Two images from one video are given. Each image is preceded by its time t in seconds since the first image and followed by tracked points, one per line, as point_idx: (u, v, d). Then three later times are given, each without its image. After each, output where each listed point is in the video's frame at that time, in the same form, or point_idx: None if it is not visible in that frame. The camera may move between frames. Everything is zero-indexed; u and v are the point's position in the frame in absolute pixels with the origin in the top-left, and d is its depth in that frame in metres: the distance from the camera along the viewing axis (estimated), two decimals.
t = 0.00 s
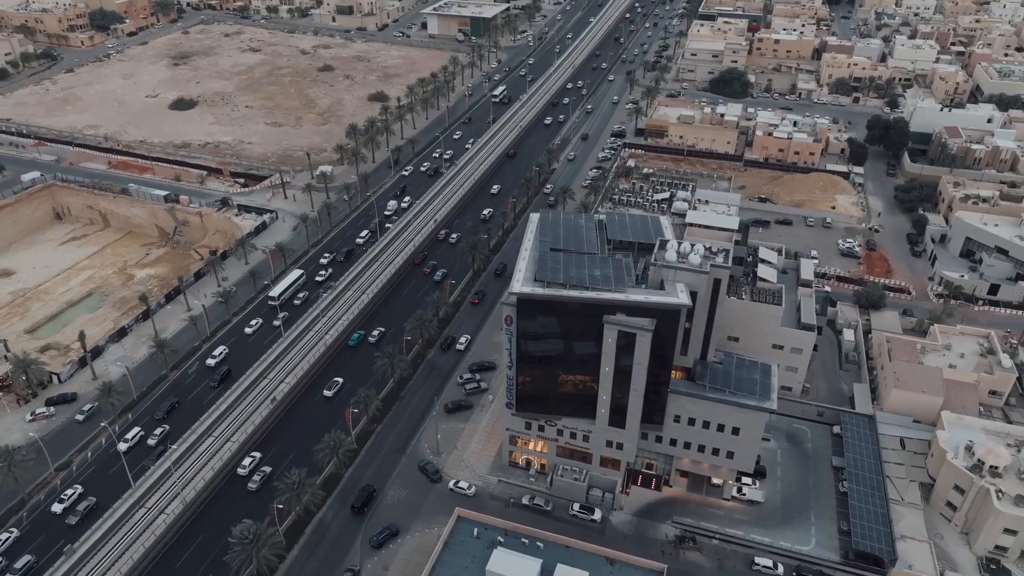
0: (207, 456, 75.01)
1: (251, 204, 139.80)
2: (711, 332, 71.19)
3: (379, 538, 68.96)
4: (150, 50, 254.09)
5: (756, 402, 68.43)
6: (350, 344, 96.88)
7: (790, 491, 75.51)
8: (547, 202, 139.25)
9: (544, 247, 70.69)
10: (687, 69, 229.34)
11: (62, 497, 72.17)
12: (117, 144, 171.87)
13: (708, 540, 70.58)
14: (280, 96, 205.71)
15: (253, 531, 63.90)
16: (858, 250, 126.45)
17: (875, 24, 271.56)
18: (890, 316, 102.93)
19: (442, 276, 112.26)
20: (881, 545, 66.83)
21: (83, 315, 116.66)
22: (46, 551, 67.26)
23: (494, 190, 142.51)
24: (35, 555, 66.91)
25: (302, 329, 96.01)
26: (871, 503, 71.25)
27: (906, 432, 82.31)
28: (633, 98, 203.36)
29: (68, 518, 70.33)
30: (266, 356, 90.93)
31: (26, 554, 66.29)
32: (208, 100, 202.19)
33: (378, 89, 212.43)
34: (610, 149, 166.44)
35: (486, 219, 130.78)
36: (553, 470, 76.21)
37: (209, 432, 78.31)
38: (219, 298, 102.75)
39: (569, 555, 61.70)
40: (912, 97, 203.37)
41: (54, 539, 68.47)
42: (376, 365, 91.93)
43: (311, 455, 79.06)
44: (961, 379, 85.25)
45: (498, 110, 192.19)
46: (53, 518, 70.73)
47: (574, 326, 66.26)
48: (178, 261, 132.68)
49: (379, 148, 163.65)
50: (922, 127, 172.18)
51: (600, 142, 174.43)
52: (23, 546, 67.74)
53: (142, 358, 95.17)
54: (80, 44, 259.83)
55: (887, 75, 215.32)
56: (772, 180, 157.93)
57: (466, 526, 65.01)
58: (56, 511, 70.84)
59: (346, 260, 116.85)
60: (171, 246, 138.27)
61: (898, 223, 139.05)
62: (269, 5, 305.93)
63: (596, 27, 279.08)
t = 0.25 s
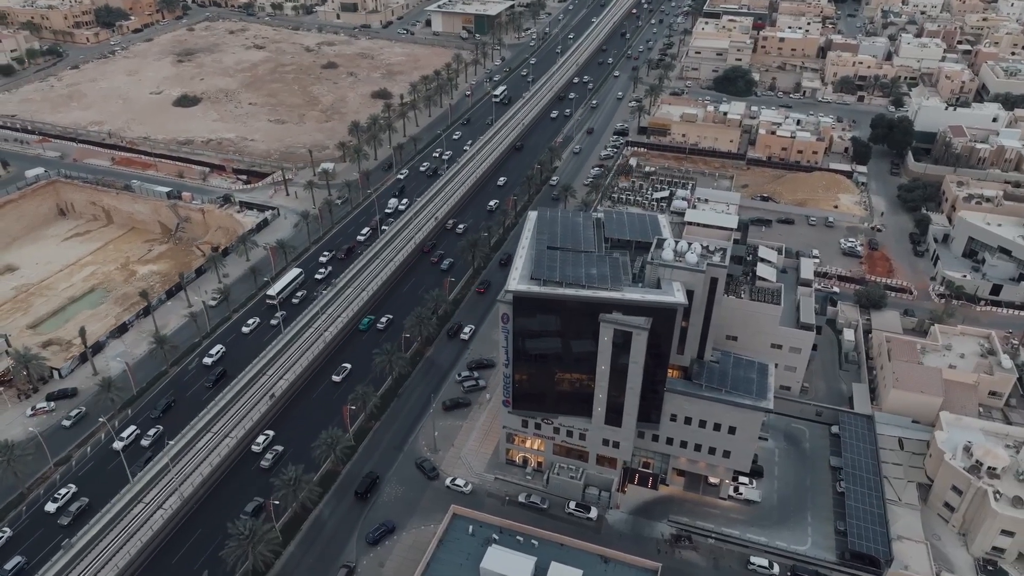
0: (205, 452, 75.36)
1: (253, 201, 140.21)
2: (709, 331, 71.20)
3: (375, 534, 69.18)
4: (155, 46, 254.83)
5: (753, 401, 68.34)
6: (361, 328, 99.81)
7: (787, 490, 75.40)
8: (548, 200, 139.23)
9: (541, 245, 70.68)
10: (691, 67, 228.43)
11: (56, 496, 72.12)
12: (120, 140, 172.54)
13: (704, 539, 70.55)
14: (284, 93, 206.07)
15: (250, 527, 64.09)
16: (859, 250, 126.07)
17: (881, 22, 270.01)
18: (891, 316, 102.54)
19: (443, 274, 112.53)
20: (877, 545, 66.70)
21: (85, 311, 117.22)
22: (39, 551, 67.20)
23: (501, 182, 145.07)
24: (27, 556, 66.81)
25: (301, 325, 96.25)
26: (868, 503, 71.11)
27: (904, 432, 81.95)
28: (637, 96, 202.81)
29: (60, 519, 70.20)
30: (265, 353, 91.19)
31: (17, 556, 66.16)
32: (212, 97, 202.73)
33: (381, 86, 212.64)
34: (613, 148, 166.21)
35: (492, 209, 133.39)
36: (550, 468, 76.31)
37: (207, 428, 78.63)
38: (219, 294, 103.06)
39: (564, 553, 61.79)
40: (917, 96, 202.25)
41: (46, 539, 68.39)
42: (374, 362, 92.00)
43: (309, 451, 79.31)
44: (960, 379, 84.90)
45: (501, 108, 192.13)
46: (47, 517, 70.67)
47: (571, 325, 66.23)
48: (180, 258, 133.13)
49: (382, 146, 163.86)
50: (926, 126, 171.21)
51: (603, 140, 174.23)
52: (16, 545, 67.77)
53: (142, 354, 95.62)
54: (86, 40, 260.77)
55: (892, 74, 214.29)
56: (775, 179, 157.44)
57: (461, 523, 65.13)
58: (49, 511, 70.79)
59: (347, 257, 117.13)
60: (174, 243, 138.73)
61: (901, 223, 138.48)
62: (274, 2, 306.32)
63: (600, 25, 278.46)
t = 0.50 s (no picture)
0: (203, 447, 75.71)
1: (255, 197, 140.57)
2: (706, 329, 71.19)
3: (372, 530, 69.40)
4: (160, 43, 255.40)
5: (749, 400, 68.21)
6: (371, 312, 102.66)
7: (784, 489, 75.27)
8: (549, 197, 139.29)
9: (538, 243, 70.65)
10: (695, 65, 227.54)
11: (50, 495, 72.06)
12: (124, 136, 173.13)
13: (700, 538, 70.52)
14: (287, 90, 206.34)
15: (247, 522, 64.35)
16: (861, 249, 125.64)
17: (887, 20, 268.39)
18: (892, 315, 102.13)
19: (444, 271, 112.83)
20: (873, 545, 66.58)
21: (88, 306, 117.84)
22: (32, 550, 67.24)
23: (508, 173, 147.23)
24: (19, 556, 66.70)
25: (301, 322, 96.53)
26: (864, 502, 70.97)
27: (903, 432, 81.62)
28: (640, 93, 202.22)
29: (53, 519, 70.09)
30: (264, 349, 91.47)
31: (9, 556, 66.08)
32: (215, 93, 203.15)
33: (385, 83, 212.72)
34: (615, 145, 165.96)
35: (500, 199, 135.88)
36: (547, 465, 76.37)
37: (206, 424, 79.03)
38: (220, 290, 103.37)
39: (559, 551, 61.84)
40: (922, 94, 201.01)
41: (39, 539, 68.35)
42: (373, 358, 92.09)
43: (307, 447, 79.54)
44: (960, 379, 84.52)
45: (504, 105, 191.93)
46: (40, 516, 70.66)
47: (567, 322, 66.22)
48: (183, 253, 133.55)
49: (384, 143, 163.99)
50: (931, 124, 170.07)
51: (605, 138, 173.96)
52: (10, 543, 67.83)
53: (143, 349, 96.08)
54: (91, 36, 261.46)
55: (898, 72, 213.15)
56: (778, 178, 156.88)
57: (456, 520, 65.20)
58: (42, 510, 70.77)
59: (348, 253, 117.39)
60: (176, 238, 139.19)
61: (904, 222, 137.84)
62: None
63: (604, 22, 277.50)
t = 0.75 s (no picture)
0: (202, 442, 76.14)
1: (257, 193, 140.95)
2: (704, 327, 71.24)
3: (368, 526, 69.61)
4: (165, 38, 256.00)
5: (746, 399, 68.08)
6: (381, 297, 105.57)
7: (781, 488, 75.15)
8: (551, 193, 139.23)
9: (535, 240, 70.65)
10: (700, 62, 226.47)
11: (43, 493, 72.05)
12: (128, 131, 173.75)
13: (696, 536, 70.51)
14: (291, 86, 206.58)
15: (243, 517, 64.55)
16: (864, 247, 125.12)
17: (894, 17, 266.63)
18: (893, 315, 101.70)
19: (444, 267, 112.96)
20: (869, 545, 66.48)
21: (90, 300, 118.47)
22: (27, 547, 67.39)
23: (514, 165, 150.51)
24: (11, 555, 66.67)
25: (302, 317, 96.86)
26: (861, 502, 70.83)
27: (902, 431, 81.38)
28: (644, 90, 201.65)
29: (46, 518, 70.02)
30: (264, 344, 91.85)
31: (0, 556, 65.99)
32: (219, 89, 203.56)
33: (389, 79, 212.75)
34: (618, 142, 165.60)
35: (506, 190, 138.71)
36: (544, 462, 76.41)
37: (206, 418, 79.48)
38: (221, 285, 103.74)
39: (554, 548, 61.92)
40: (928, 92, 199.67)
41: (33, 537, 68.39)
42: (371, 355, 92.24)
43: (305, 442, 79.85)
44: (960, 379, 84.16)
45: (507, 102, 191.68)
46: (34, 514, 70.66)
47: (564, 319, 66.18)
48: (185, 249, 134.02)
49: (387, 139, 164.13)
50: (937, 122, 168.95)
51: (609, 134, 173.62)
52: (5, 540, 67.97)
53: (143, 344, 96.54)
54: (97, 32, 262.26)
55: (904, 69, 211.92)
56: (781, 176, 156.22)
57: (452, 516, 65.33)
58: (36, 509, 70.78)
59: (349, 250, 117.63)
60: (179, 234, 139.71)
61: (908, 220, 137.17)
62: None
63: (609, 18, 276.63)
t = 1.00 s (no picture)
0: (201, 437, 76.74)
1: (260, 189, 141.27)
2: (702, 324, 71.32)
3: (365, 521, 69.89)
4: (170, 33, 256.50)
5: (742, 397, 68.00)
6: (392, 282, 108.37)
7: (779, 487, 75.01)
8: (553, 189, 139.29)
9: (532, 237, 70.63)
10: (704, 58, 225.39)
11: (39, 490, 72.27)
12: (132, 126, 174.28)
13: (692, 534, 70.50)
14: (295, 81, 206.79)
15: (239, 511, 64.86)
16: (866, 245, 124.61)
17: (901, 14, 264.84)
18: (894, 313, 101.25)
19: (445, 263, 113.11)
20: (866, 544, 66.36)
21: (93, 295, 119.09)
22: (23, 542, 67.76)
23: (521, 156, 152.96)
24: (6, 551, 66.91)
25: (301, 313, 97.37)
26: (858, 501, 70.66)
27: (900, 431, 81.13)
28: (648, 87, 201.01)
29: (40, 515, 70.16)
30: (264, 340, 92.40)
31: None
32: (223, 84, 203.93)
33: (392, 75, 212.71)
34: (621, 139, 165.19)
35: (513, 181, 140.90)
36: (541, 459, 76.44)
37: (205, 413, 80.14)
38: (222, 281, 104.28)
39: (548, 544, 62.02)
40: (935, 89, 198.24)
41: (28, 532, 68.67)
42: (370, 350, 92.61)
43: (303, 437, 80.24)
44: (960, 379, 83.75)
45: (510, 98, 191.54)
46: (29, 510, 70.88)
47: (560, 316, 66.16)
48: (188, 243, 134.40)
49: (390, 135, 164.16)
50: (942, 120, 168.61)
51: (612, 131, 173.21)
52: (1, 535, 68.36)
53: (144, 338, 97.01)
54: (103, 27, 262.96)
55: (910, 66, 210.75)
56: (784, 173, 155.57)
57: (448, 512, 65.46)
58: (31, 505, 71.01)
59: (350, 246, 118.00)
60: (182, 229, 140.20)
61: (911, 219, 136.48)
62: None
63: (614, 15, 275.65)
